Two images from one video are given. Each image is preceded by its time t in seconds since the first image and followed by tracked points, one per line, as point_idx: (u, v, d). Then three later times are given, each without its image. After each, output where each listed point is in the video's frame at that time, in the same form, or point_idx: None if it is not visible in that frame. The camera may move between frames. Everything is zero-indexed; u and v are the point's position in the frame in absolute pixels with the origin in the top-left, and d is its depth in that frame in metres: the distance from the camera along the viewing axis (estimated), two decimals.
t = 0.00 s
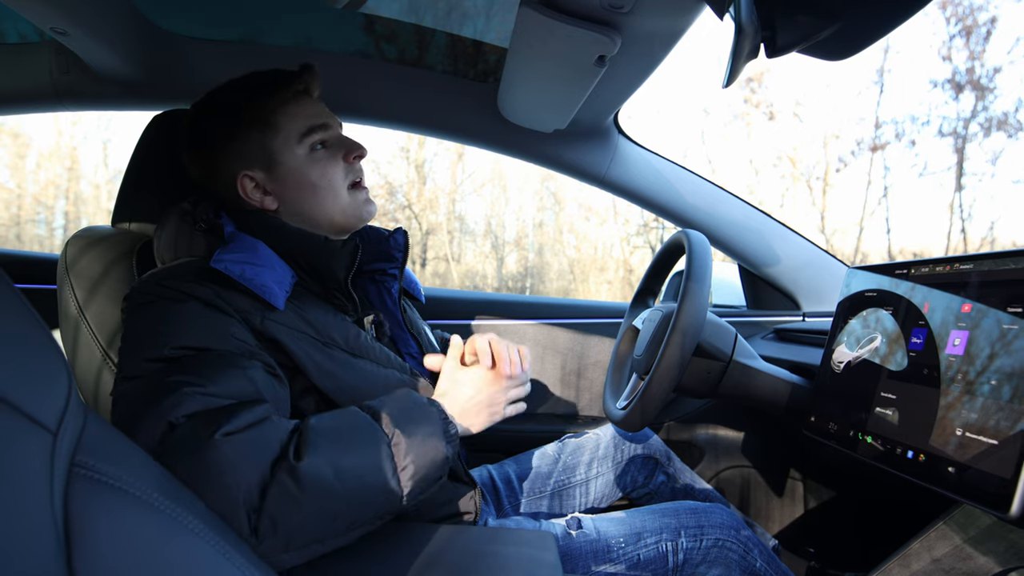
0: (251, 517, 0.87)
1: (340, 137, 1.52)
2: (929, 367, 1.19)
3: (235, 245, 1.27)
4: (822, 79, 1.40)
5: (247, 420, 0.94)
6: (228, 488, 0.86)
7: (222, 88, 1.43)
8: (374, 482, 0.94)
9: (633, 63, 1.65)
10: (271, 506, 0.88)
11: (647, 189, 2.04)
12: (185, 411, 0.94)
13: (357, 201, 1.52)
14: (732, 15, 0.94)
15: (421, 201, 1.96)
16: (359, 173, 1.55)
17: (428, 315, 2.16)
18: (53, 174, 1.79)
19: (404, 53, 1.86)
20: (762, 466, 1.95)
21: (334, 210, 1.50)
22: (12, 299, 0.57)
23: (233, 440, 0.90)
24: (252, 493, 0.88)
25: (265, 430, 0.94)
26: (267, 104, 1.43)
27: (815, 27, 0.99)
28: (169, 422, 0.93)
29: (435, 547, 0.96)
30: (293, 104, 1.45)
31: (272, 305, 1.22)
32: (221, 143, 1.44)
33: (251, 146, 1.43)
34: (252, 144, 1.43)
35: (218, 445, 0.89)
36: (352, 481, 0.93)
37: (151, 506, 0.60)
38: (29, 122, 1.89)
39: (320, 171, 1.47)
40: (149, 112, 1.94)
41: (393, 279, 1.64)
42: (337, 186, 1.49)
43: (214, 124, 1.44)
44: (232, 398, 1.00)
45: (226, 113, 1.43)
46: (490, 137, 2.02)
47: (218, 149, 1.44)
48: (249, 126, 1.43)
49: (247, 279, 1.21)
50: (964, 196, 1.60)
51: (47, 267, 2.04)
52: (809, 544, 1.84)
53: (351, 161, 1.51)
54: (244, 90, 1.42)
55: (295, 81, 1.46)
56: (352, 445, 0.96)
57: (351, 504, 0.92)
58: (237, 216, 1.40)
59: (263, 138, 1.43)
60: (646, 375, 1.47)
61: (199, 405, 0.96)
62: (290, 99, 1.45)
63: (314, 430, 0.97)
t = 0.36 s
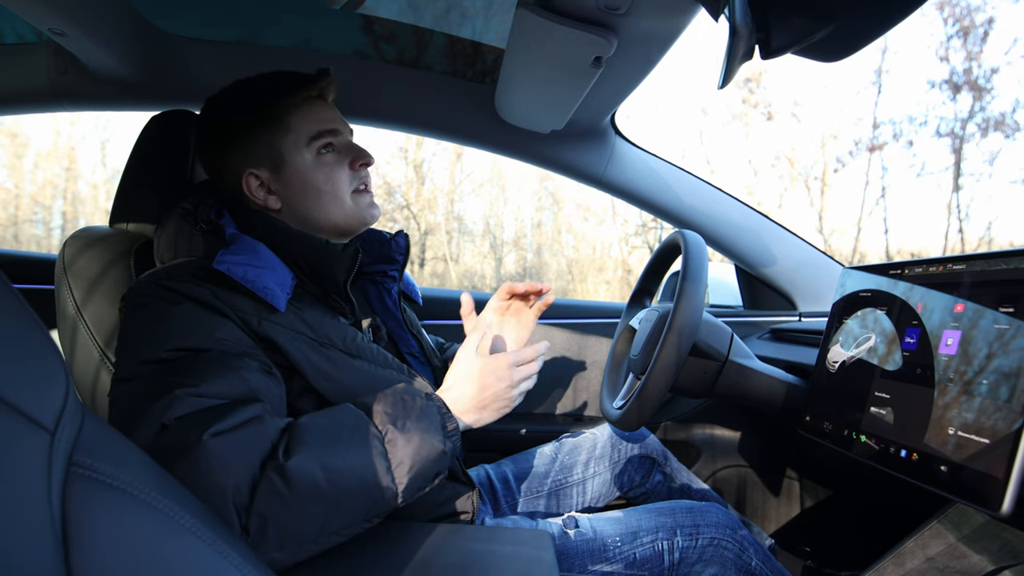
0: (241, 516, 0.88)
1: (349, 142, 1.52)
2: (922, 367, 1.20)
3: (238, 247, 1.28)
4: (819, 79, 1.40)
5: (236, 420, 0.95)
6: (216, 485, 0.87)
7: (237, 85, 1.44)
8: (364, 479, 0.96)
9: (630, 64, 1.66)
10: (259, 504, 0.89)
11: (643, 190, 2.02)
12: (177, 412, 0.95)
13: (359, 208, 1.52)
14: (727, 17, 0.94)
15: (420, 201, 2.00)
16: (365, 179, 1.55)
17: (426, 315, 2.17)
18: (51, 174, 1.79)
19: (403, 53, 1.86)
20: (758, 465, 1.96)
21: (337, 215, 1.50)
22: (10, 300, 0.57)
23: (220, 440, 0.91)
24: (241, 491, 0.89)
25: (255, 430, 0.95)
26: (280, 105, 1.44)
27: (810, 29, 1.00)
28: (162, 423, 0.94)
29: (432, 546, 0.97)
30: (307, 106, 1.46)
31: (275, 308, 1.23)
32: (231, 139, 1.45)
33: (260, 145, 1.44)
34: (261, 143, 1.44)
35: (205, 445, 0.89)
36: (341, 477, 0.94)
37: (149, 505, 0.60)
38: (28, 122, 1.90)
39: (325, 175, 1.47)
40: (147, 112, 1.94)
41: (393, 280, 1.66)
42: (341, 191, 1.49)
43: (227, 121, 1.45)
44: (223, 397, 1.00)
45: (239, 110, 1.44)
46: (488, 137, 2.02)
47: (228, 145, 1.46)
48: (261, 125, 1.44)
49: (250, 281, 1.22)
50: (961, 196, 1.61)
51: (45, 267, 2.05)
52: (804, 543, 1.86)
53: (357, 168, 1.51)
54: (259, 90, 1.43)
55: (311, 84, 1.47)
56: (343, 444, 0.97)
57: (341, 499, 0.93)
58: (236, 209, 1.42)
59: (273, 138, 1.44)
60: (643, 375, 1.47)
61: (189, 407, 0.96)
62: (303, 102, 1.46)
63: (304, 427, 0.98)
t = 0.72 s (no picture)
0: (246, 518, 0.87)
1: (347, 146, 1.52)
2: (918, 367, 1.20)
3: (234, 248, 1.27)
4: (817, 79, 1.40)
5: (244, 420, 0.95)
6: (221, 488, 0.87)
7: (237, 86, 1.43)
8: (369, 491, 0.94)
9: (628, 64, 1.66)
10: (267, 507, 0.88)
11: (642, 190, 2.04)
12: (179, 412, 0.95)
13: (355, 213, 1.51)
14: (725, 17, 0.94)
15: (418, 202, 1.96)
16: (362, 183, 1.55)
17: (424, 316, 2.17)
18: (48, 174, 1.77)
19: (401, 53, 1.86)
20: (756, 465, 1.96)
21: (331, 219, 1.49)
22: (6, 299, 0.57)
23: (228, 440, 0.91)
24: (246, 493, 0.88)
25: (260, 432, 0.95)
26: (278, 107, 1.43)
27: (807, 29, 1.00)
28: (165, 422, 0.94)
29: (431, 547, 0.97)
30: (306, 109, 1.45)
31: (272, 309, 1.23)
32: (230, 140, 1.45)
33: (257, 146, 1.43)
34: (258, 144, 1.43)
35: (213, 445, 0.89)
36: (348, 488, 0.92)
37: (146, 505, 0.60)
38: (23, 122, 1.89)
39: (321, 179, 1.46)
40: (144, 112, 1.94)
41: (392, 283, 1.66)
42: (337, 196, 1.48)
43: (226, 121, 1.45)
44: (226, 398, 1.01)
45: (238, 111, 1.43)
46: (486, 137, 2.02)
47: (227, 145, 1.45)
48: (258, 126, 1.43)
49: (247, 282, 1.22)
50: (959, 196, 1.62)
51: (41, 267, 2.04)
52: (802, 543, 1.86)
53: (354, 172, 1.51)
54: (258, 91, 1.42)
55: (311, 87, 1.46)
56: (350, 453, 0.95)
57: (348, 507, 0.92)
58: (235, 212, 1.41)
59: (270, 139, 1.43)
60: (640, 375, 1.47)
61: (193, 406, 0.96)
62: (302, 105, 1.45)
63: (314, 434, 0.96)
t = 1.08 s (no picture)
0: (253, 522, 0.88)
1: (348, 147, 1.51)
2: (916, 366, 1.20)
3: (231, 251, 1.27)
4: (815, 79, 1.40)
5: (253, 423, 0.96)
6: (228, 490, 0.87)
7: (238, 86, 1.43)
8: (377, 508, 0.93)
9: (626, 64, 1.66)
10: (275, 512, 0.88)
11: (639, 190, 2.03)
12: (186, 410, 0.95)
13: (355, 214, 1.50)
14: (722, 17, 0.94)
15: (416, 201, 1.94)
16: (364, 184, 1.54)
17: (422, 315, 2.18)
18: (45, 174, 1.77)
19: (399, 53, 1.86)
20: (754, 464, 1.96)
21: (332, 220, 1.49)
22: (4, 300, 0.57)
23: (240, 440, 0.92)
24: (255, 497, 0.88)
25: (273, 433, 0.96)
26: (279, 107, 1.42)
27: (805, 29, 1.00)
28: (170, 421, 0.94)
29: (430, 547, 0.97)
30: (307, 109, 1.45)
31: (269, 311, 1.22)
32: (231, 138, 1.45)
33: (258, 146, 1.43)
34: (259, 144, 1.43)
35: (224, 445, 0.90)
36: (358, 506, 0.92)
37: (144, 506, 0.60)
38: (19, 122, 1.89)
39: (321, 179, 1.46)
40: (141, 112, 1.94)
41: (392, 271, 1.66)
42: (337, 196, 1.47)
43: (226, 120, 1.45)
44: (232, 398, 1.01)
45: (239, 110, 1.43)
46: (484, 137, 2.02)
47: (227, 144, 1.45)
48: (259, 126, 1.43)
49: (244, 284, 1.22)
50: (955, 196, 1.64)
51: (39, 267, 2.04)
52: (799, 542, 1.87)
53: (356, 173, 1.50)
54: (259, 90, 1.42)
55: (312, 87, 1.45)
56: (362, 474, 0.94)
57: (354, 522, 0.91)
58: (233, 214, 1.40)
59: (271, 139, 1.43)
60: (638, 375, 1.47)
61: (200, 405, 0.97)
62: (303, 105, 1.44)
63: (332, 448, 0.96)
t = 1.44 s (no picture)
0: (252, 522, 0.88)
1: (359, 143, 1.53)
2: (914, 366, 1.21)
3: (232, 250, 1.27)
4: (813, 80, 1.40)
5: (253, 423, 0.96)
6: (228, 490, 0.87)
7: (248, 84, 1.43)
8: (377, 509, 0.92)
9: (625, 63, 1.66)
10: (276, 511, 0.88)
11: (638, 190, 2.03)
12: (186, 410, 0.95)
13: (368, 209, 1.52)
14: (721, 17, 0.94)
15: (414, 201, 1.95)
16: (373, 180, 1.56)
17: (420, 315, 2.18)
18: (43, 173, 1.77)
19: (397, 53, 1.86)
20: (753, 464, 1.96)
21: (349, 215, 1.50)
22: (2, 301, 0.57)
23: (241, 440, 0.92)
24: (255, 498, 0.88)
25: (273, 434, 0.96)
26: (292, 104, 1.43)
27: (804, 29, 1.00)
28: (170, 421, 0.94)
29: (429, 547, 0.97)
30: (318, 107, 1.46)
31: (270, 312, 1.22)
32: (241, 137, 1.43)
33: (273, 143, 1.42)
34: (274, 141, 1.43)
35: (225, 445, 0.90)
36: (358, 507, 0.91)
37: (143, 506, 0.60)
38: (16, 121, 1.88)
39: (339, 174, 1.47)
40: (139, 112, 1.94)
41: (389, 273, 1.64)
42: (352, 192, 1.48)
43: (237, 118, 1.43)
44: (233, 398, 1.02)
45: (251, 108, 1.42)
46: (482, 137, 2.02)
47: (240, 142, 1.43)
48: (273, 123, 1.42)
49: (244, 285, 1.21)
50: (952, 196, 1.64)
51: (37, 267, 2.04)
52: (798, 541, 1.87)
53: (364, 170, 1.51)
54: (271, 88, 1.42)
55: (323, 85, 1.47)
56: (362, 474, 0.94)
57: (354, 523, 0.91)
58: (232, 215, 1.41)
59: (287, 135, 1.43)
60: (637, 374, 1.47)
61: (199, 405, 0.97)
62: (315, 102, 1.45)
63: (333, 448, 0.96)
